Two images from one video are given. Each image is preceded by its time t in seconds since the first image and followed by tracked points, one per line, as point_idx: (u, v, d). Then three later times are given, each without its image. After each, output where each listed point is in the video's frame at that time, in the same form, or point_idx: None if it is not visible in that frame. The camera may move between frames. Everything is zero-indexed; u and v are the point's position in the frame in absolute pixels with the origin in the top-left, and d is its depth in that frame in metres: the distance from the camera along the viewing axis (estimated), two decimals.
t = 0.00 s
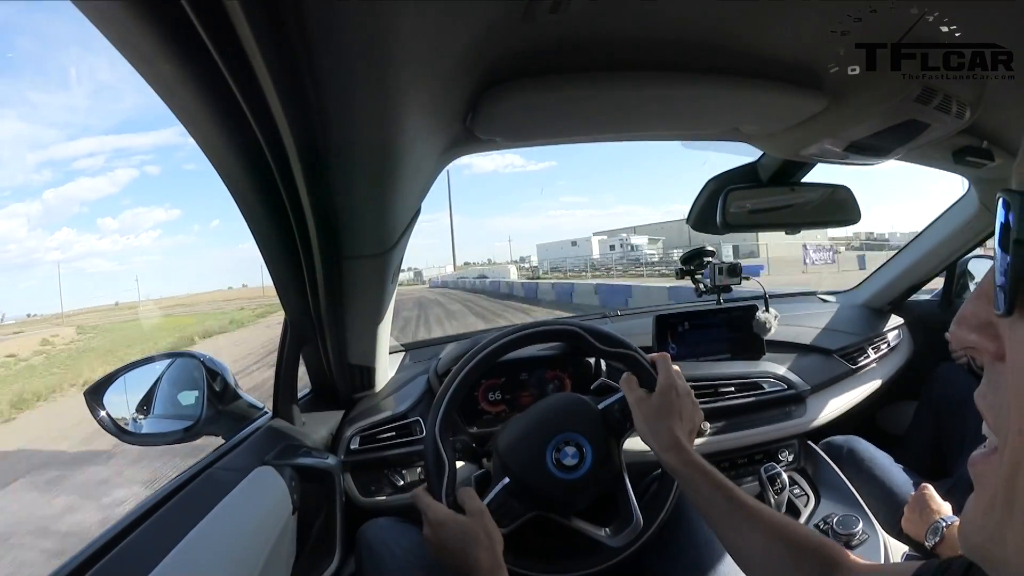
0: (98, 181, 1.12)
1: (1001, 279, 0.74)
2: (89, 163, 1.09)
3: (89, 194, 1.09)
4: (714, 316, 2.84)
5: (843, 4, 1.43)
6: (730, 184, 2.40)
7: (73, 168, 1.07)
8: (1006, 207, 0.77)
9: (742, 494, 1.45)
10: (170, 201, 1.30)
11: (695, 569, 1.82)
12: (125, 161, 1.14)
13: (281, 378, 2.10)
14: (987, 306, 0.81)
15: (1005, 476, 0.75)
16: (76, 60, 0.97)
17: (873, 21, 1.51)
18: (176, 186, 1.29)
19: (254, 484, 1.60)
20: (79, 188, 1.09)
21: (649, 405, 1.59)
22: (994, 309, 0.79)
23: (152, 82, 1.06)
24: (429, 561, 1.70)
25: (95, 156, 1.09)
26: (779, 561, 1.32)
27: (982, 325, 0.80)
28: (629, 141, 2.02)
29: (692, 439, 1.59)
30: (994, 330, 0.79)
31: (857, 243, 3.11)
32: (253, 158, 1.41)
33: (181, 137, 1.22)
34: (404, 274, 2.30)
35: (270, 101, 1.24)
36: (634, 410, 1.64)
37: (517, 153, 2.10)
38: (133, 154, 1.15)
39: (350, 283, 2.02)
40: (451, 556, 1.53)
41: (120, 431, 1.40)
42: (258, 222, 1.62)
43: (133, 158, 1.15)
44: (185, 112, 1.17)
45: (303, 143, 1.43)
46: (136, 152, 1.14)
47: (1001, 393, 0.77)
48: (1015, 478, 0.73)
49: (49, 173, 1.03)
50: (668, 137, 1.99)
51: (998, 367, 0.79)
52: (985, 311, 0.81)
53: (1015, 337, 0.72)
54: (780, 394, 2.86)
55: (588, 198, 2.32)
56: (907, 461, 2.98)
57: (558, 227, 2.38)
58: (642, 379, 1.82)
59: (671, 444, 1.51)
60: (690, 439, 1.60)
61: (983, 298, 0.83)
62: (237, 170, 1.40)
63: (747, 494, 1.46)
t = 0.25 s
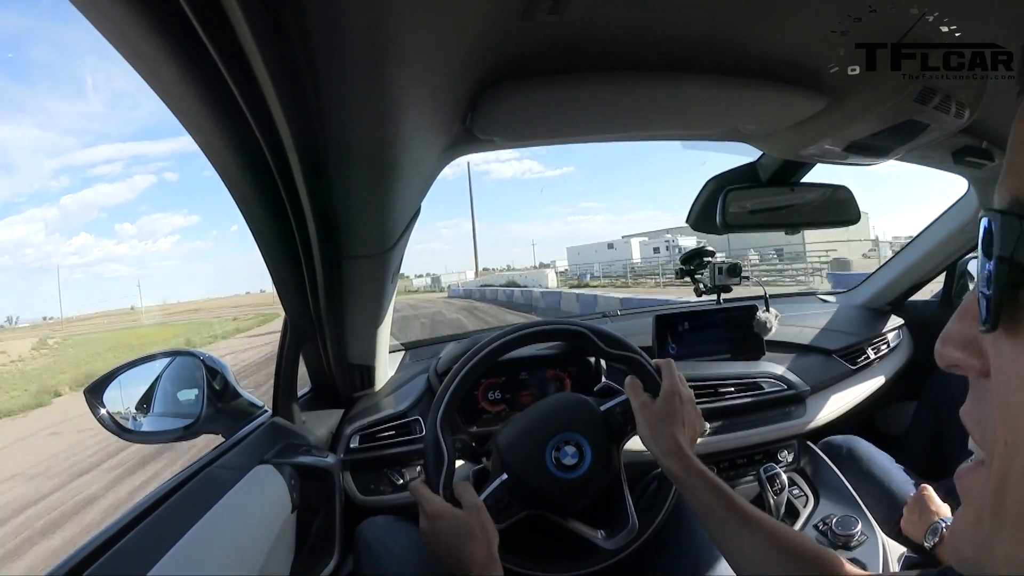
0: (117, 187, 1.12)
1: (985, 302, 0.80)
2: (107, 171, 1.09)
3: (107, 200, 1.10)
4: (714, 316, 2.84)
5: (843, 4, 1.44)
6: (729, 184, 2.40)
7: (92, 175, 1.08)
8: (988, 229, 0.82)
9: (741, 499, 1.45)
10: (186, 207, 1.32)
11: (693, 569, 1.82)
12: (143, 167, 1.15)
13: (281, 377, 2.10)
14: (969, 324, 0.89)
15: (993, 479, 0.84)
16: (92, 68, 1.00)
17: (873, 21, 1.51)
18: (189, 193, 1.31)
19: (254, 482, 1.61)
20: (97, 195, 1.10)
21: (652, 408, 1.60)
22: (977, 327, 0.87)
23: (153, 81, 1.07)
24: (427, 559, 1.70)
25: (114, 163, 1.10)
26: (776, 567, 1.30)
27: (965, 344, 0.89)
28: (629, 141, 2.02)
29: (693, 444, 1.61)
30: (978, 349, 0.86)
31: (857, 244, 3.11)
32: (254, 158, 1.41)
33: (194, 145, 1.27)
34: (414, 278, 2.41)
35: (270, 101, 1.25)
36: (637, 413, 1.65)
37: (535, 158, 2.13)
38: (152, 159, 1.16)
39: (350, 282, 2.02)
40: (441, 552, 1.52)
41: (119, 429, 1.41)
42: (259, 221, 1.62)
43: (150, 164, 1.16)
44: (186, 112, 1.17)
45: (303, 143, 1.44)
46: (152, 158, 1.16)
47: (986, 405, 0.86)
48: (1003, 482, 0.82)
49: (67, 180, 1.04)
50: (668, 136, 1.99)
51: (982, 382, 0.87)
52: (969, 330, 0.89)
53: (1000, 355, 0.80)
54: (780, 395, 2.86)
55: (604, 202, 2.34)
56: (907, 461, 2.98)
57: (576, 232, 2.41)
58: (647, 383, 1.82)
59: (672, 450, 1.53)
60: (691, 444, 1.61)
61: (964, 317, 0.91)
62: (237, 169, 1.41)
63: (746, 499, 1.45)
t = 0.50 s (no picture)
0: (131, 182, 1.22)
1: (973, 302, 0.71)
2: (123, 168, 1.19)
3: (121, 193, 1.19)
4: (713, 317, 2.85)
5: (843, 4, 1.43)
6: (730, 184, 2.40)
7: (106, 170, 1.18)
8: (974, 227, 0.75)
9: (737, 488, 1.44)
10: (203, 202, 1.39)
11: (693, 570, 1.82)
12: (157, 163, 1.23)
13: (281, 377, 2.10)
14: (953, 325, 0.77)
15: (982, 500, 0.72)
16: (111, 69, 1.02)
17: (873, 22, 1.51)
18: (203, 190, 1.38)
19: (253, 482, 1.61)
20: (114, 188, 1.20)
21: (644, 399, 1.58)
22: (961, 328, 0.75)
23: (153, 82, 1.07)
24: (427, 559, 1.70)
25: (129, 158, 1.18)
26: (774, 560, 1.32)
27: (950, 348, 0.76)
28: (628, 141, 2.02)
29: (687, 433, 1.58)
30: (964, 353, 0.74)
31: (860, 244, 3.13)
32: (254, 159, 1.42)
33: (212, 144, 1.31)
34: (430, 271, 2.52)
35: (271, 102, 1.25)
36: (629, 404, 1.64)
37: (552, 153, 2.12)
38: (166, 155, 1.24)
39: (351, 282, 2.02)
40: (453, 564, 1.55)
41: (120, 429, 1.41)
42: (260, 221, 1.62)
43: (164, 159, 1.24)
44: (187, 113, 1.18)
45: (303, 144, 1.44)
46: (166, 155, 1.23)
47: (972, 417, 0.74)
48: (996, 504, 0.70)
49: (82, 176, 1.14)
50: (668, 137, 1.99)
51: (969, 392, 0.74)
52: (953, 332, 0.77)
53: (988, 360, 0.69)
54: (780, 395, 2.86)
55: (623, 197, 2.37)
56: (907, 461, 2.98)
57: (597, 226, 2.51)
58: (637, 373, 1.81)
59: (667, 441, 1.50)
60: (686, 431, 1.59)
61: (948, 319, 0.79)
62: (238, 170, 1.41)
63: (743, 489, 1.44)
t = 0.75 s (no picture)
0: (151, 181, 1.22)
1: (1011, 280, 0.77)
2: (144, 166, 1.18)
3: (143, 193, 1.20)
4: (714, 316, 2.83)
5: (843, 4, 1.44)
6: (729, 184, 2.39)
7: (128, 170, 1.17)
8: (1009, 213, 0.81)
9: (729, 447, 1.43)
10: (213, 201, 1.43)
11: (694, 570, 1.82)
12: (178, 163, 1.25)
13: (281, 382, 2.07)
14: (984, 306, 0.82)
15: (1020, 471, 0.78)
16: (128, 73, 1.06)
17: (873, 21, 1.51)
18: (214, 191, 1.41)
19: (254, 484, 1.61)
20: (133, 188, 1.20)
21: (617, 375, 1.48)
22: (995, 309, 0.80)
23: (152, 83, 1.06)
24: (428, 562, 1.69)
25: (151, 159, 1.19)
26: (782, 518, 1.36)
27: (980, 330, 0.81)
28: (628, 141, 2.02)
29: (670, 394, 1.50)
30: (996, 334, 0.79)
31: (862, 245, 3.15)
32: (253, 160, 1.41)
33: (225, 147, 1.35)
34: (452, 271, 2.56)
35: (270, 103, 1.24)
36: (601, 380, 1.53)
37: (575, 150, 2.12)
38: (185, 154, 1.27)
39: (350, 284, 2.02)
40: None
41: (117, 433, 1.41)
42: (258, 224, 1.62)
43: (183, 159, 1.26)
44: (186, 114, 1.17)
45: (302, 145, 1.43)
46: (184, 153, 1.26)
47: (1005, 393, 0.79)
48: None
49: (103, 176, 1.13)
50: (667, 137, 1.99)
51: (1001, 370, 0.79)
52: (983, 314, 0.81)
53: None
54: (779, 394, 2.86)
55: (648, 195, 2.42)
56: (907, 460, 2.98)
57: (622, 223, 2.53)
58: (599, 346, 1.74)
59: (656, 411, 1.43)
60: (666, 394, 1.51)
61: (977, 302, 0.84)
62: (237, 172, 1.40)
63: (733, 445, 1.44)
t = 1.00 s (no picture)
0: (187, 167, 1.31)
1: None
2: (176, 152, 1.25)
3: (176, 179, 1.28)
4: (716, 316, 2.83)
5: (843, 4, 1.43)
6: (730, 184, 2.40)
7: (163, 157, 1.24)
8: None
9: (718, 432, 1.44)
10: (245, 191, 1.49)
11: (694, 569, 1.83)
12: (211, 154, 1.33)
13: (283, 377, 2.09)
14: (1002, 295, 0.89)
15: None
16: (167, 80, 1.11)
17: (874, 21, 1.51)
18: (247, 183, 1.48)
19: (254, 480, 1.62)
20: (169, 175, 1.28)
21: (604, 365, 1.46)
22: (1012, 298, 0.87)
23: (154, 81, 1.07)
24: (428, 559, 1.70)
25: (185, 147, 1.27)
26: (773, 502, 1.36)
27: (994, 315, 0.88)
28: (630, 140, 2.02)
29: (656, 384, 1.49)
30: (1010, 319, 0.86)
31: (867, 247, 3.16)
32: (255, 158, 1.42)
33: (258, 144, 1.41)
34: (489, 258, 2.61)
35: (270, 101, 1.25)
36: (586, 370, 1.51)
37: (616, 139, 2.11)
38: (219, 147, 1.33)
39: (351, 281, 2.02)
40: None
41: (121, 429, 1.40)
42: (260, 221, 1.63)
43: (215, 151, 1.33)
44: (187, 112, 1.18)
45: (303, 142, 1.44)
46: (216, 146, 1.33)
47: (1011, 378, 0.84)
48: None
49: (137, 162, 1.21)
50: (669, 136, 1.99)
51: (1011, 357, 0.84)
52: (997, 302, 0.89)
53: None
54: (780, 394, 2.86)
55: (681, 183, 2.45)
56: (908, 461, 2.98)
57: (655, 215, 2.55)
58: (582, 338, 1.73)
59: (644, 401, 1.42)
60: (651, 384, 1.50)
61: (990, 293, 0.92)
62: (238, 170, 1.41)
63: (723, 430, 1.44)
